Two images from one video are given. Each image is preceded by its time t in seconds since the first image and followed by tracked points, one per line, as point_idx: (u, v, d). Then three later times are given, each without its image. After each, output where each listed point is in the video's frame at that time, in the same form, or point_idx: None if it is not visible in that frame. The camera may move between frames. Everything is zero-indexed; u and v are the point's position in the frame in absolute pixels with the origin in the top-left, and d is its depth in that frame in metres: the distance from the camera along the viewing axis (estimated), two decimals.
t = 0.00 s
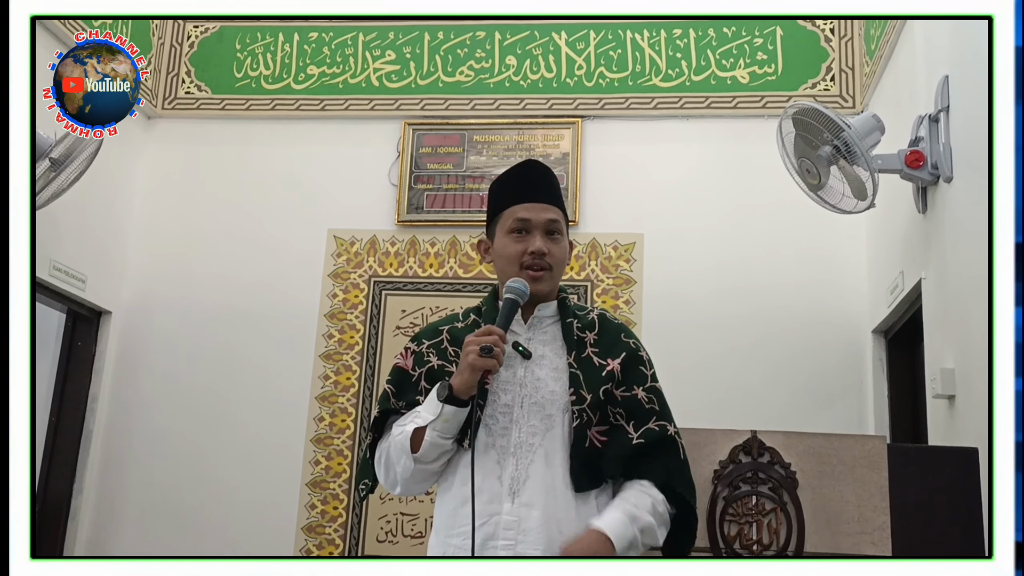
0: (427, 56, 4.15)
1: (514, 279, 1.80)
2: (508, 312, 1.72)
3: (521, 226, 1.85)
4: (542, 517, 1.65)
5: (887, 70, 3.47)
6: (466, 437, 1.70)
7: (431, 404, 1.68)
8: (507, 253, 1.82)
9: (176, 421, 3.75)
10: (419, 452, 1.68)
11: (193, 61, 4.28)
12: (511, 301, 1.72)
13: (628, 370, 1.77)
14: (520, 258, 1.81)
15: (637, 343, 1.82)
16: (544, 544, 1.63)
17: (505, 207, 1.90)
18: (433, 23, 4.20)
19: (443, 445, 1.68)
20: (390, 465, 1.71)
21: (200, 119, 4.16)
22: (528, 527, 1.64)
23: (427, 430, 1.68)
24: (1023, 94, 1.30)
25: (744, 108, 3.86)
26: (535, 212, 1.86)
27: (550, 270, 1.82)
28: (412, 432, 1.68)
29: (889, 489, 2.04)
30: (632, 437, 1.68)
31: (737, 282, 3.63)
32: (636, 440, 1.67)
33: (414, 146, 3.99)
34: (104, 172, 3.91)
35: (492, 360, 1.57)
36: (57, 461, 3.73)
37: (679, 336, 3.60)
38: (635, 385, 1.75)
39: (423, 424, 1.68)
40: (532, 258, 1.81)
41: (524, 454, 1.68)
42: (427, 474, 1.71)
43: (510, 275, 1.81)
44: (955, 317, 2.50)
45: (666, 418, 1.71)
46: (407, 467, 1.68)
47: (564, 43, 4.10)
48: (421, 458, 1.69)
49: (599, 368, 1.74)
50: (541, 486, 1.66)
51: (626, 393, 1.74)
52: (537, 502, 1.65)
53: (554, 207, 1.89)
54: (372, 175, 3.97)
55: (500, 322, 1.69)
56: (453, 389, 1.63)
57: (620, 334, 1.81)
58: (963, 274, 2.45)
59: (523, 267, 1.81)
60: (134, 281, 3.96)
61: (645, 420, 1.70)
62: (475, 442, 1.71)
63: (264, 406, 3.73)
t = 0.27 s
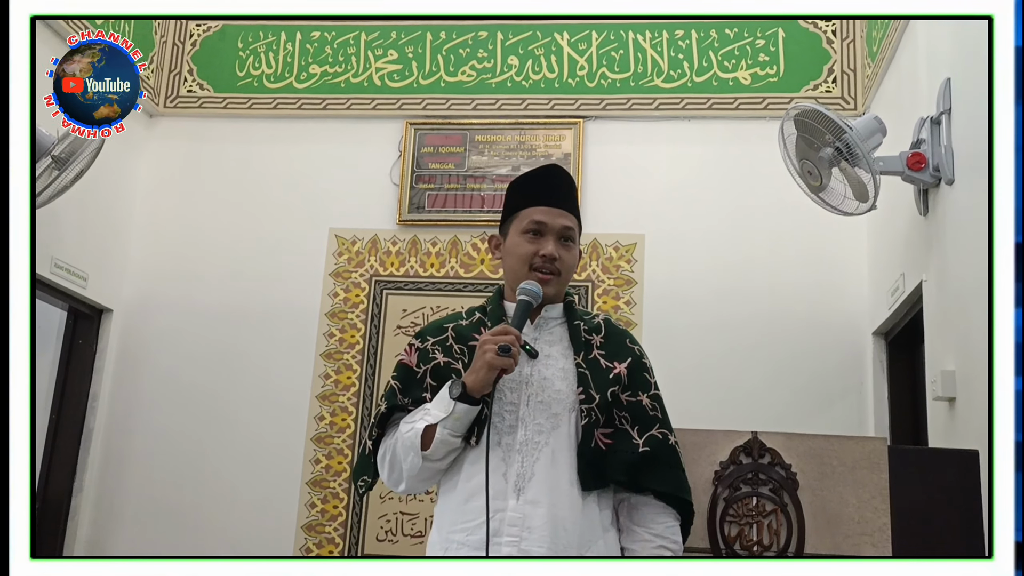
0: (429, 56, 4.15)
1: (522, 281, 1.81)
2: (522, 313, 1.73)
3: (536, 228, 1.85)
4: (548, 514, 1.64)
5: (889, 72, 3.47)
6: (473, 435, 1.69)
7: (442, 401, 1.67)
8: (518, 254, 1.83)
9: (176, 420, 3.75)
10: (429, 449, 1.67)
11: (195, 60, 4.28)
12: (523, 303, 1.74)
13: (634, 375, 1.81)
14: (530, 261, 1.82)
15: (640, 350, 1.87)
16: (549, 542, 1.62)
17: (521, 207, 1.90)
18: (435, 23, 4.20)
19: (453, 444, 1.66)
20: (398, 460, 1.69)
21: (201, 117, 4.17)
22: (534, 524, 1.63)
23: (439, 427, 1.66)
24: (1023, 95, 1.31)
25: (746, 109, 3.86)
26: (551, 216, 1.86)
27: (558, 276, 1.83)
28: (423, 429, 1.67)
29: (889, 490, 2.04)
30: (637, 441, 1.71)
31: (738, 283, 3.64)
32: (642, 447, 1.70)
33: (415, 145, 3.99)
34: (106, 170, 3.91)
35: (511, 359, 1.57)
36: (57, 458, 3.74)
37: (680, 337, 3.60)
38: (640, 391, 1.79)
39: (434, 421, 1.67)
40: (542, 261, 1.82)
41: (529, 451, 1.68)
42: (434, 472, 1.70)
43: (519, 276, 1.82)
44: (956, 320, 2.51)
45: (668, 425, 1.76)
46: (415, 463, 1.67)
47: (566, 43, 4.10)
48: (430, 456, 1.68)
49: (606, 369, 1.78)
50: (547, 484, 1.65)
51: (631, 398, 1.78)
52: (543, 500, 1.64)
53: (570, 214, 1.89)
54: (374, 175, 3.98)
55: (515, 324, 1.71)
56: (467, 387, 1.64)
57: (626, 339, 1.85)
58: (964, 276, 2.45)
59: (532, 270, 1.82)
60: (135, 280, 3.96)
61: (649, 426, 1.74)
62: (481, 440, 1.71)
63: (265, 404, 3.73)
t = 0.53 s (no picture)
0: (430, 55, 4.15)
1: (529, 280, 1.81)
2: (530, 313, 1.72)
3: (545, 229, 1.85)
4: (551, 514, 1.63)
5: (890, 73, 3.47)
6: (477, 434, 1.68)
7: (447, 399, 1.66)
8: (527, 253, 1.83)
9: (175, 418, 3.75)
10: (433, 447, 1.66)
11: (196, 58, 4.28)
12: (532, 304, 1.73)
13: (637, 380, 1.82)
14: (539, 260, 1.82)
15: (642, 355, 1.88)
16: (552, 541, 1.61)
17: (531, 207, 1.90)
18: (436, 22, 4.20)
19: (457, 442, 1.66)
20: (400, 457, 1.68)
21: (202, 116, 4.17)
22: (537, 523, 1.62)
23: (443, 425, 1.65)
24: (1023, 97, 1.31)
25: (747, 110, 3.86)
26: (560, 218, 1.87)
27: (565, 276, 1.82)
28: (427, 427, 1.66)
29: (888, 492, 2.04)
30: (640, 446, 1.73)
31: (738, 284, 3.63)
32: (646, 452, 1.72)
33: (416, 145, 3.99)
34: (107, 169, 3.91)
35: (518, 359, 1.56)
36: (57, 457, 3.73)
37: (680, 338, 3.60)
38: (643, 396, 1.80)
39: (438, 419, 1.66)
40: (550, 262, 1.82)
41: (533, 449, 1.67)
42: (435, 470, 1.69)
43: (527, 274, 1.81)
44: (956, 321, 2.50)
45: (667, 432, 1.78)
46: (418, 461, 1.67)
47: (567, 43, 4.10)
48: (433, 454, 1.67)
49: (610, 373, 1.79)
50: (550, 483, 1.65)
51: (634, 403, 1.79)
52: (546, 499, 1.63)
53: (579, 218, 1.90)
54: (374, 174, 3.98)
55: (523, 321, 1.70)
56: (474, 385, 1.63)
57: (629, 344, 1.85)
58: (965, 277, 2.45)
59: (540, 269, 1.81)
60: (135, 278, 3.96)
61: (651, 432, 1.76)
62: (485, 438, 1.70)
63: (264, 403, 3.73)
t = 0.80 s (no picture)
0: (429, 55, 4.15)
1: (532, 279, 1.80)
2: (532, 314, 1.72)
3: (548, 228, 1.85)
4: (552, 513, 1.62)
5: (889, 73, 3.46)
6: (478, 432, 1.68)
7: (448, 399, 1.66)
8: (530, 253, 1.83)
9: (175, 418, 3.75)
10: (434, 447, 1.66)
11: (195, 58, 4.28)
12: (534, 304, 1.73)
13: (638, 379, 1.81)
14: (541, 260, 1.81)
15: (643, 355, 1.87)
16: (552, 540, 1.61)
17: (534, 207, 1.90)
18: (435, 22, 4.20)
19: (458, 442, 1.65)
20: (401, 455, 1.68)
21: (201, 115, 4.16)
22: (537, 522, 1.62)
23: (444, 425, 1.65)
24: (1023, 96, 1.30)
25: (746, 109, 3.86)
26: (562, 217, 1.86)
27: (568, 275, 1.82)
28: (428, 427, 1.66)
29: (888, 492, 2.03)
30: (641, 445, 1.72)
31: (738, 283, 3.63)
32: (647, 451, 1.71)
33: (415, 145, 3.99)
34: (106, 168, 3.90)
35: (521, 361, 1.57)
36: (56, 456, 3.73)
37: (679, 337, 3.60)
38: (644, 395, 1.80)
39: (439, 419, 1.66)
40: (552, 261, 1.81)
41: (534, 448, 1.67)
42: (435, 469, 1.69)
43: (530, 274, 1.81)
44: (955, 321, 2.50)
45: (669, 431, 1.77)
46: (418, 460, 1.67)
47: (567, 43, 4.09)
48: (434, 453, 1.67)
49: (611, 372, 1.79)
50: (551, 482, 1.64)
51: (635, 402, 1.78)
52: (547, 498, 1.63)
53: (581, 217, 1.90)
54: (373, 174, 3.97)
55: (525, 323, 1.69)
56: (475, 385, 1.63)
57: (631, 343, 1.85)
58: (964, 276, 2.44)
59: (543, 269, 1.81)
60: (134, 278, 3.96)
61: (652, 430, 1.76)
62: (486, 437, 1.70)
63: (263, 402, 3.72)
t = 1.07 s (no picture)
0: (429, 53, 4.14)
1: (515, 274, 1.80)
2: (521, 310, 1.72)
3: (528, 223, 1.85)
4: (551, 512, 1.61)
5: (889, 71, 3.46)
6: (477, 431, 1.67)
7: (444, 399, 1.65)
8: (510, 248, 1.83)
9: (174, 417, 3.74)
10: (430, 448, 1.65)
11: (194, 57, 4.27)
12: (523, 300, 1.72)
13: (640, 375, 1.79)
14: (521, 253, 1.80)
15: (645, 350, 1.85)
16: (550, 540, 1.60)
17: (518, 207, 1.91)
18: (435, 21, 4.19)
19: (454, 442, 1.65)
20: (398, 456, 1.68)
21: (200, 114, 4.16)
22: (536, 521, 1.61)
23: (440, 426, 1.64)
24: (1023, 94, 1.29)
25: (746, 108, 3.85)
26: (542, 209, 1.86)
27: (552, 265, 1.80)
28: (424, 427, 1.66)
29: (888, 491, 2.04)
30: (642, 443, 1.71)
31: (738, 282, 3.62)
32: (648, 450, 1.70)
33: (415, 144, 3.98)
34: (105, 167, 3.90)
35: (513, 358, 1.57)
36: (55, 456, 3.73)
37: (679, 336, 3.59)
38: (644, 391, 1.78)
39: (434, 419, 1.65)
40: (534, 252, 1.80)
41: (533, 446, 1.66)
42: (433, 469, 1.69)
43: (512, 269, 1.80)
44: (956, 320, 2.50)
45: (671, 428, 1.76)
46: (414, 461, 1.66)
47: (567, 42, 4.09)
48: (430, 454, 1.66)
49: (611, 370, 1.77)
50: (550, 481, 1.63)
51: (636, 399, 1.77)
52: (546, 497, 1.62)
53: (565, 207, 1.88)
54: (372, 173, 3.97)
55: (515, 320, 1.69)
56: (469, 385, 1.63)
57: (632, 339, 1.83)
58: (965, 275, 2.44)
59: (524, 262, 1.80)
60: (134, 277, 3.95)
61: (653, 428, 1.74)
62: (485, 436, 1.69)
63: (262, 401, 3.72)
